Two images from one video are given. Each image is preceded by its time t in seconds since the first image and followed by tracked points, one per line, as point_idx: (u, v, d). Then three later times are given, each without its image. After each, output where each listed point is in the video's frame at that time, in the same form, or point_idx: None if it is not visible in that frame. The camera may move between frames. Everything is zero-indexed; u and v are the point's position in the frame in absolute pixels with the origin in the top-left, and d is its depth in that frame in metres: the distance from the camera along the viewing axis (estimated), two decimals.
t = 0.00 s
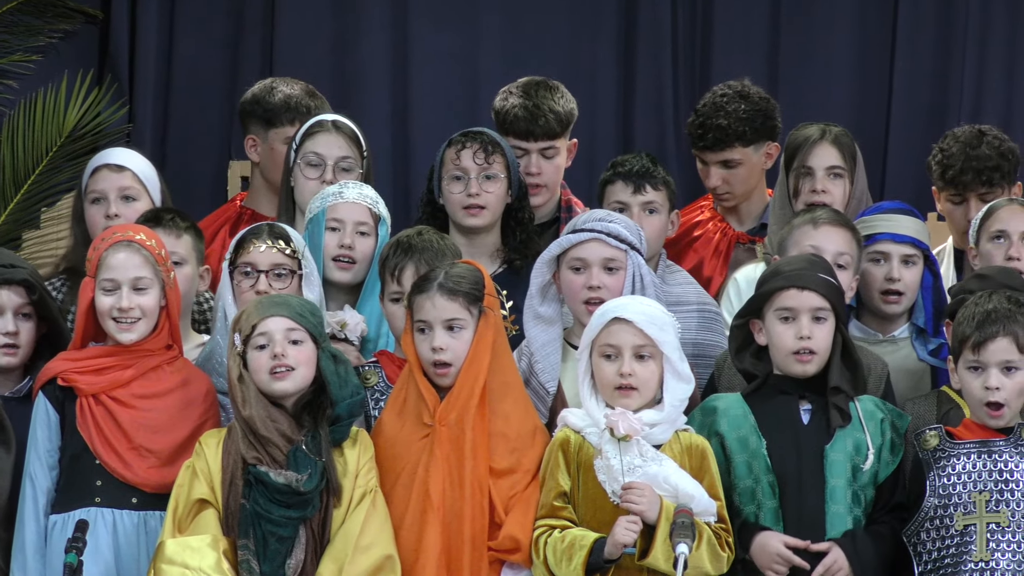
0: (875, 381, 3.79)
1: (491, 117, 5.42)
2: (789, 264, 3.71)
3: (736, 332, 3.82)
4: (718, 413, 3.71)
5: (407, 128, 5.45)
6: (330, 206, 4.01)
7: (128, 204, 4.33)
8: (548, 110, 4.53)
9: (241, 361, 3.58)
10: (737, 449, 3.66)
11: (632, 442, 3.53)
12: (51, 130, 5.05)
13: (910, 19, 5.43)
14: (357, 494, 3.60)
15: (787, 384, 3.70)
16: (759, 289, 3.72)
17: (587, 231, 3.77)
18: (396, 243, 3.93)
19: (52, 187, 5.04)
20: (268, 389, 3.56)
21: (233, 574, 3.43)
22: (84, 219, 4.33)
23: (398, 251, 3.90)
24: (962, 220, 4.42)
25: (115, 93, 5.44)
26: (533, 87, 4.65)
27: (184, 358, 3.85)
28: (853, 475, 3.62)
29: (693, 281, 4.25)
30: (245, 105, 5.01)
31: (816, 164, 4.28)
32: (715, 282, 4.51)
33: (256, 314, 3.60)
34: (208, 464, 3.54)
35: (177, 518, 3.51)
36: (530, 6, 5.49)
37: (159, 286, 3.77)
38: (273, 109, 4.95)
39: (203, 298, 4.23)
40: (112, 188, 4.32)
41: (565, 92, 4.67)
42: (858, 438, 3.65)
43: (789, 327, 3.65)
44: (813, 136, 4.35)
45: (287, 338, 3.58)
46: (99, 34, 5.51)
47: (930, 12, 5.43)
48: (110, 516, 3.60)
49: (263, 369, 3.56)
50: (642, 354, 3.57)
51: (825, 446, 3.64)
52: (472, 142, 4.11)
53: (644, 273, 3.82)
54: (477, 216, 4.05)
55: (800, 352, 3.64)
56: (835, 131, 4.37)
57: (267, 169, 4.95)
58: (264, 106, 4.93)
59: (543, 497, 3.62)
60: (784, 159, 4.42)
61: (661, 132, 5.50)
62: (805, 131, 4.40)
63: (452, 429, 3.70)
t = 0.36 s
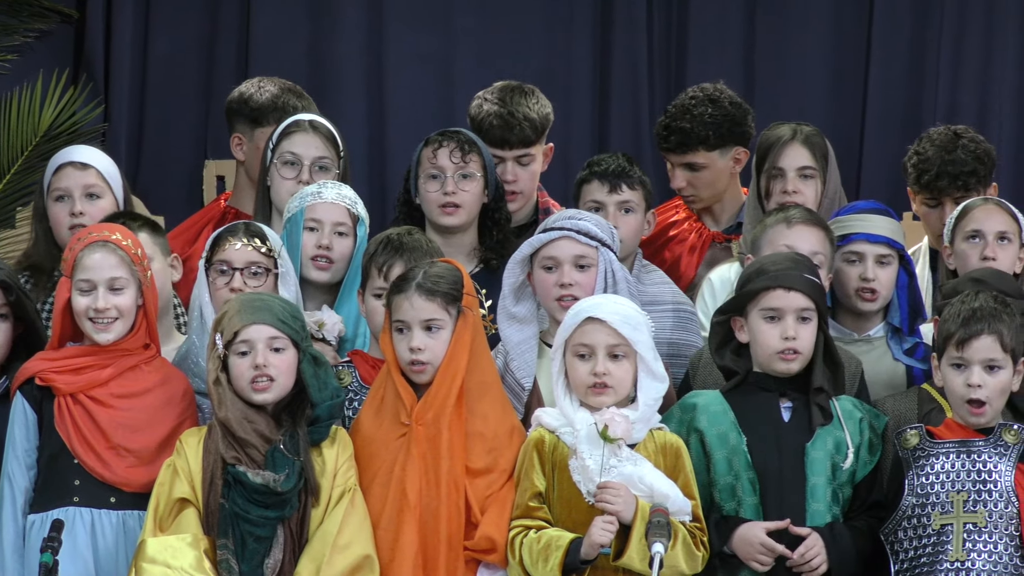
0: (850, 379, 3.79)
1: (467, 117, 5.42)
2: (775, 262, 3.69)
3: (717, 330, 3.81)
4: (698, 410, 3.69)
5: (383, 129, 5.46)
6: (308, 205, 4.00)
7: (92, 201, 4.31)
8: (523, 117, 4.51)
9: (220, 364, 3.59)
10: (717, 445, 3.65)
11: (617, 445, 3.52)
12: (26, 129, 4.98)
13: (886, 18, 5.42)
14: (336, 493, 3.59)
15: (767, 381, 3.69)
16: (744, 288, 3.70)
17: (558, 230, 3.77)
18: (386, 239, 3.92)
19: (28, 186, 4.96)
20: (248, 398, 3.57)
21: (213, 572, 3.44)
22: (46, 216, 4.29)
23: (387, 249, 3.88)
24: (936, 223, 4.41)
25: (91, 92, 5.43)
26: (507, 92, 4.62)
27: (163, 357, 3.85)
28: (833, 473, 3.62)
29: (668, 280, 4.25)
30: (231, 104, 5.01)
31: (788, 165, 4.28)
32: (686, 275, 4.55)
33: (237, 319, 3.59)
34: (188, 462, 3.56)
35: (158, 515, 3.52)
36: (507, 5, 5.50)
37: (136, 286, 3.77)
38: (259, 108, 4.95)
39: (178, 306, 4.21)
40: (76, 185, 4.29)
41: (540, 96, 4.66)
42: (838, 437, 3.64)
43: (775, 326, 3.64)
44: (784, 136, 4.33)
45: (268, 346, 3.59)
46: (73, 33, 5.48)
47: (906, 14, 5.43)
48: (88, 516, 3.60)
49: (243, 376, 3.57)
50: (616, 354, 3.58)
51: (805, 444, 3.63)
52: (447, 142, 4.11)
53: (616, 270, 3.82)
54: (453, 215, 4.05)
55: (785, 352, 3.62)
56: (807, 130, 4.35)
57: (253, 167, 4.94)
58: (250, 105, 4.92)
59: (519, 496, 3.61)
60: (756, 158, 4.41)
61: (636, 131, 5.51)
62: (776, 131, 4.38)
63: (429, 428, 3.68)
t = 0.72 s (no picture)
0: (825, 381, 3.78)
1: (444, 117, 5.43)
2: (752, 264, 3.67)
3: (695, 328, 3.79)
4: (673, 409, 3.69)
5: (359, 130, 5.45)
6: (285, 205, 4.00)
7: (67, 202, 4.32)
8: (499, 117, 4.50)
9: (200, 363, 3.56)
10: (689, 445, 3.65)
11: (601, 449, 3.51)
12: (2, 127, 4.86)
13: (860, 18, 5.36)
14: (314, 492, 3.57)
15: (742, 381, 3.68)
16: (721, 289, 3.68)
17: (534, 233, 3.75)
18: (363, 239, 3.87)
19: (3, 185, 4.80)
20: (227, 397, 3.55)
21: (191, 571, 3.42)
22: (21, 215, 4.29)
23: (364, 249, 3.84)
24: (912, 224, 4.41)
25: (66, 92, 5.42)
26: (483, 91, 4.61)
27: (143, 357, 3.85)
28: (806, 473, 3.61)
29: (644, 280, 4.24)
30: (212, 104, 5.02)
31: (759, 165, 4.30)
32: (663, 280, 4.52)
33: (219, 317, 3.56)
34: (168, 462, 3.54)
35: (138, 515, 3.50)
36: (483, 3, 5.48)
37: (118, 288, 3.77)
38: (241, 109, 4.95)
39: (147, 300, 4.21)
40: (52, 185, 4.30)
41: (518, 95, 4.65)
42: (812, 437, 3.64)
43: (750, 328, 3.62)
44: (755, 136, 4.35)
45: (249, 345, 3.56)
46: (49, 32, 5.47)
47: (880, 15, 5.36)
48: (68, 515, 3.59)
49: (223, 376, 3.55)
50: (589, 351, 3.57)
51: (778, 444, 3.63)
52: (421, 140, 4.10)
53: (593, 273, 3.82)
54: (427, 212, 4.04)
55: (759, 353, 3.61)
56: (777, 130, 4.37)
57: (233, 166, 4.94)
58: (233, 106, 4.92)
59: (494, 497, 3.56)
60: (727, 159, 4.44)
61: (612, 130, 5.52)
62: (747, 130, 4.40)
63: (406, 428, 3.61)
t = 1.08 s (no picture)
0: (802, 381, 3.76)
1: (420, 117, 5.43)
2: (727, 261, 3.65)
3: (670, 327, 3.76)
4: (650, 407, 3.65)
5: (335, 128, 5.44)
6: (259, 204, 4.00)
7: (43, 200, 4.32)
8: (479, 116, 4.54)
9: (180, 363, 3.49)
10: (669, 443, 3.61)
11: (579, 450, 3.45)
12: None
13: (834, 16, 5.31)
14: (294, 492, 3.50)
15: (720, 380, 3.65)
16: (697, 287, 3.66)
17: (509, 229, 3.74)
18: (330, 241, 3.84)
19: None
20: (206, 396, 3.48)
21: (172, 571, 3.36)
22: None
23: (332, 250, 3.82)
24: (887, 224, 4.38)
25: (40, 91, 5.47)
26: (461, 90, 4.65)
27: (123, 357, 3.83)
28: (784, 473, 3.58)
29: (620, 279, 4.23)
30: (197, 104, 5.01)
31: (730, 165, 4.31)
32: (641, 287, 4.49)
33: (198, 316, 3.49)
34: (145, 461, 3.46)
35: (116, 515, 3.43)
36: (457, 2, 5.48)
37: (99, 289, 3.76)
38: (225, 110, 4.94)
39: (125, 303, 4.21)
40: (27, 184, 4.31)
41: (496, 94, 4.68)
42: (789, 437, 3.61)
43: (726, 325, 3.60)
44: (727, 136, 4.38)
45: (229, 344, 3.49)
46: (24, 33, 5.52)
47: (856, 17, 5.31)
48: (46, 515, 3.59)
49: (203, 375, 3.47)
50: (563, 351, 3.52)
51: (757, 444, 3.59)
52: (392, 139, 4.10)
53: (568, 270, 3.80)
54: (400, 211, 4.04)
55: (736, 350, 3.59)
56: (749, 130, 4.40)
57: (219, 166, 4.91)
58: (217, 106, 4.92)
59: (468, 497, 3.49)
60: (701, 159, 4.46)
61: (587, 129, 5.49)
62: (720, 130, 4.43)
63: (381, 427, 3.55)
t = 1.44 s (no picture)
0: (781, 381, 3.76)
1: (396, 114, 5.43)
2: (698, 261, 3.65)
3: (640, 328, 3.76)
4: (620, 408, 3.65)
5: (311, 127, 5.45)
6: (234, 204, 4.01)
7: (19, 199, 4.32)
8: (454, 112, 4.57)
9: (156, 365, 3.46)
10: (637, 446, 3.61)
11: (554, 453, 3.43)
12: None
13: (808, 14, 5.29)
14: (269, 497, 3.47)
15: (691, 381, 3.64)
16: (669, 287, 3.65)
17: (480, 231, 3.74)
18: (296, 240, 3.84)
19: None
20: (182, 398, 3.45)
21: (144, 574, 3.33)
22: None
23: (299, 250, 3.82)
24: (864, 224, 4.41)
25: (15, 91, 5.52)
26: (436, 86, 4.67)
27: (102, 357, 3.80)
28: (754, 473, 3.58)
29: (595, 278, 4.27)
30: (183, 102, 4.98)
31: (702, 164, 4.32)
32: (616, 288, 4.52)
33: (175, 319, 3.46)
34: (118, 460, 3.43)
35: (89, 516, 3.41)
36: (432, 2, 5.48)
37: (77, 288, 3.73)
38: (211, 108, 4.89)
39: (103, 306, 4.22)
40: (4, 183, 4.30)
41: (471, 91, 4.71)
42: (759, 437, 3.60)
43: (697, 325, 3.60)
44: (699, 135, 4.38)
45: (205, 347, 3.46)
46: None
47: (830, 16, 5.28)
48: (22, 515, 3.57)
49: (179, 378, 3.44)
50: (539, 352, 3.50)
51: (725, 445, 3.59)
52: (365, 139, 4.10)
53: (541, 269, 3.81)
54: (376, 210, 4.05)
55: (707, 350, 3.58)
56: (721, 128, 4.39)
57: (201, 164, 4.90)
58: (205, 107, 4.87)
59: (442, 498, 3.48)
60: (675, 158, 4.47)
61: (562, 127, 5.47)
62: (692, 129, 4.44)
63: (354, 427, 3.54)
